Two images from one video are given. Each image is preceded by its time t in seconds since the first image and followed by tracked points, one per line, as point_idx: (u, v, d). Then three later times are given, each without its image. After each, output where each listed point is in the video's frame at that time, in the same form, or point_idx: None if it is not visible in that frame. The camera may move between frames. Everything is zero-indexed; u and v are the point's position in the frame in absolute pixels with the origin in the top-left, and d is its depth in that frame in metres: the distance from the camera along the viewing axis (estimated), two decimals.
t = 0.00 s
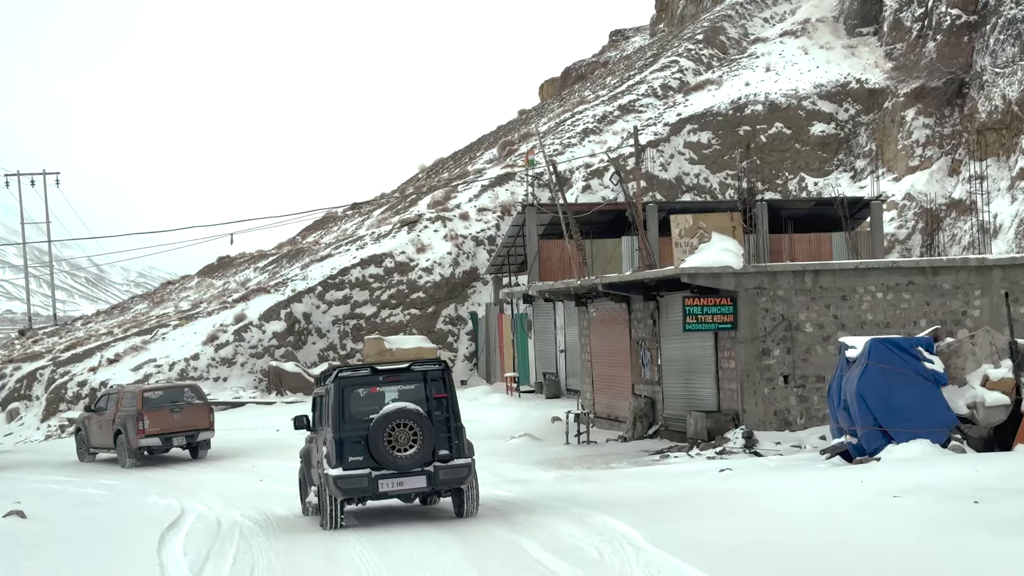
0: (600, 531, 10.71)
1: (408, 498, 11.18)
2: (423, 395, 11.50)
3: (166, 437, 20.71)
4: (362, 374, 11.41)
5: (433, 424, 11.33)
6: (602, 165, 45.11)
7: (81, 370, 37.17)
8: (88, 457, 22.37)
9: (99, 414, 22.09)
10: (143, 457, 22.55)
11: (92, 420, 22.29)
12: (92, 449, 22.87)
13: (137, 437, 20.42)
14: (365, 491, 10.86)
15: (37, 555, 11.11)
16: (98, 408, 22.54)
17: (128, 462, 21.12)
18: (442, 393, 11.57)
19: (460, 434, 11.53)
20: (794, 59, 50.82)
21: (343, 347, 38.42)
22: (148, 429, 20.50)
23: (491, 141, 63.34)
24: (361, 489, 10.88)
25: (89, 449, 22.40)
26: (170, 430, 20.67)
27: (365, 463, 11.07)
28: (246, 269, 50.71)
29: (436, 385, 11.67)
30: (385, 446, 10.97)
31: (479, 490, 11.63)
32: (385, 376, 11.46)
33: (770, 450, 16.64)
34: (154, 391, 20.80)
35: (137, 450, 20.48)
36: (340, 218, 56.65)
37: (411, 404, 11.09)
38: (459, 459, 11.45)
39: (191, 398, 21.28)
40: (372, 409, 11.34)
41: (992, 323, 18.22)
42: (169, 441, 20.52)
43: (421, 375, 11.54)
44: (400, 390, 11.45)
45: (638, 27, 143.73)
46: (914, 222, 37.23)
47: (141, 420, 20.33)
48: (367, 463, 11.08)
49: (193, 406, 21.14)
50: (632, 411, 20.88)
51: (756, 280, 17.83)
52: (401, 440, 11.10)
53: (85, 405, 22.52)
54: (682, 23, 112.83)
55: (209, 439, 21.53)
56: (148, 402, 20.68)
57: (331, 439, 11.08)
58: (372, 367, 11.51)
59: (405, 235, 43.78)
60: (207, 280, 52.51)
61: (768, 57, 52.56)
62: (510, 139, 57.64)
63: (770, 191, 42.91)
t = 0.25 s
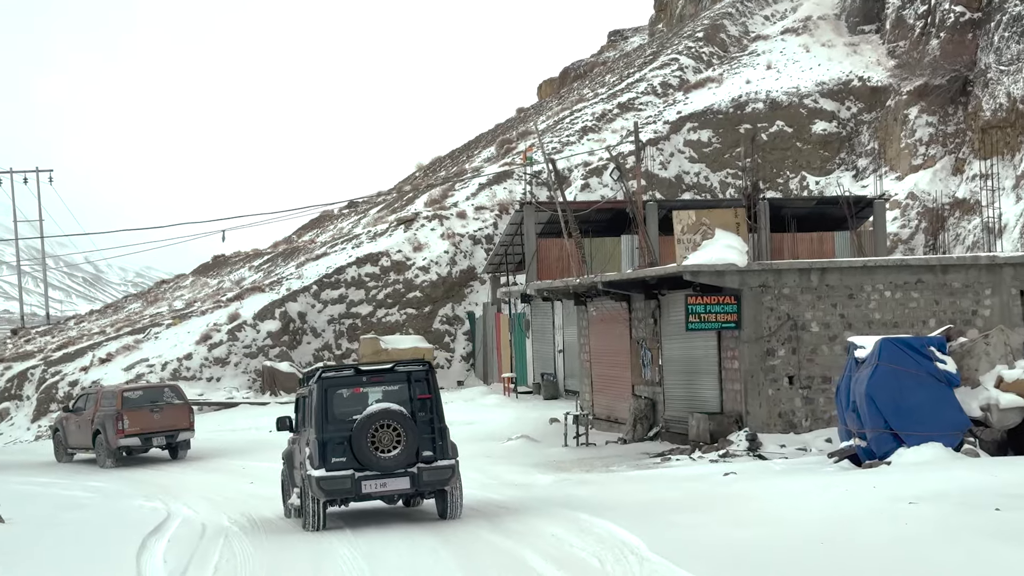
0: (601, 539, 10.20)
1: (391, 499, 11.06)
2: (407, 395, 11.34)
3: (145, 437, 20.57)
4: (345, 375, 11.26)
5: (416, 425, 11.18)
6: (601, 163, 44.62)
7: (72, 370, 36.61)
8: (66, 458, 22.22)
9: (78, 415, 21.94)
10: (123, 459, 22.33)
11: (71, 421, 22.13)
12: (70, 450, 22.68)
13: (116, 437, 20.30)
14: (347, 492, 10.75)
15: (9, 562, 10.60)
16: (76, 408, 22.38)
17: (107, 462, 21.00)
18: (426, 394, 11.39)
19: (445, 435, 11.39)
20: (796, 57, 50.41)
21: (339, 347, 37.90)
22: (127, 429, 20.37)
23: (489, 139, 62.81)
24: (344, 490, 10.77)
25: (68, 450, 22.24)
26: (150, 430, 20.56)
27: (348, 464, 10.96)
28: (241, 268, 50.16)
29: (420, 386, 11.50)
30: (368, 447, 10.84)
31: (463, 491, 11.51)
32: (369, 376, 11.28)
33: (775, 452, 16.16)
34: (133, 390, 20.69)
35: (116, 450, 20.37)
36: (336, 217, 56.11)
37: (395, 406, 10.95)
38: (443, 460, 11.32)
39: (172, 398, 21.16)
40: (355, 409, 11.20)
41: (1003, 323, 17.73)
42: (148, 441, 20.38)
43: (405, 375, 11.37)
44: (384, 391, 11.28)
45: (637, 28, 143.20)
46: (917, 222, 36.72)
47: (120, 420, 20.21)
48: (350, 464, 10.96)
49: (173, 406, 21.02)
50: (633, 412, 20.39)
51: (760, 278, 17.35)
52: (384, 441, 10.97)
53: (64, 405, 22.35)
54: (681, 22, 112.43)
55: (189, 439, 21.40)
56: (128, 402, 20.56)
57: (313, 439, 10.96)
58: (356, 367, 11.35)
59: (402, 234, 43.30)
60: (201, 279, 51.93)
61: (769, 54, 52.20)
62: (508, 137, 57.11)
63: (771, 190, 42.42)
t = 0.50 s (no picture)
0: (603, 546, 9.70)
1: (376, 500, 10.86)
2: (392, 397, 11.09)
3: (127, 437, 20.45)
4: (330, 376, 10.99)
5: (401, 427, 10.95)
6: (600, 162, 44.25)
7: (65, 370, 36.15)
8: (46, 458, 22.01)
9: (59, 415, 21.75)
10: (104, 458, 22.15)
11: (52, 421, 21.91)
12: (51, 450, 22.44)
13: (98, 437, 20.15)
14: (332, 495, 10.53)
15: None
16: (57, 408, 22.19)
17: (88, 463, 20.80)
18: (412, 395, 11.15)
19: (430, 436, 11.18)
20: (797, 57, 50.13)
21: (335, 348, 37.46)
22: (109, 428, 20.22)
23: (488, 138, 62.42)
24: (328, 492, 10.56)
25: (48, 450, 22.04)
26: (132, 430, 20.42)
27: (333, 465, 10.73)
28: (237, 267, 49.73)
29: (406, 387, 11.25)
30: (353, 448, 10.61)
31: (448, 491, 11.31)
32: (354, 377, 11.02)
33: (780, 456, 15.73)
34: (116, 390, 20.54)
35: (99, 450, 20.21)
36: (333, 216, 55.69)
37: (380, 407, 10.71)
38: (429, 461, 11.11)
39: (155, 398, 21.03)
40: (340, 410, 10.94)
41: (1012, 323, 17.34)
42: (130, 441, 20.26)
43: (390, 376, 11.11)
44: (370, 393, 11.02)
45: (636, 30, 143.03)
46: (920, 222, 36.29)
47: (103, 419, 20.06)
48: (334, 465, 10.73)
49: (155, 406, 20.87)
50: (633, 414, 19.98)
51: (765, 277, 16.92)
52: (369, 443, 10.75)
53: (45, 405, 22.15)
54: (680, 23, 112.24)
55: (172, 439, 21.25)
56: (110, 402, 20.42)
57: (298, 441, 10.71)
58: (341, 368, 11.08)
59: (400, 233, 42.90)
60: (196, 279, 51.49)
61: (771, 53, 51.95)
62: (507, 136, 56.72)
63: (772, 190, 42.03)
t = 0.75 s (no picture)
0: (606, 557, 9.19)
1: (360, 504, 10.75)
2: (375, 400, 10.98)
3: (107, 439, 20.23)
4: (312, 379, 10.90)
5: (385, 430, 10.84)
6: (601, 162, 43.80)
7: (57, 371, 35.61)
8: (24, 461, 21.71)
9: (37, 417, 21.47)
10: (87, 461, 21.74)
11: (31, 422, 21.62)
12: (29, 452, 22.08)
13: (77, 438, 19.91)
14: (315, 499, 10.44)
15: None
16: (35, 409, 21.91)
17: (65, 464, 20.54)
18: (395, 397, 11.04)
19: (415, 439, 11.07)
20: (800, 56, 49.74)
21: (332, 349, 36.96)
22: (89, 430, 19.99)
23: (487, 138, 61.94)
24: (311, 497, 10.47)
25: (27, 453, 21.74)
26: (112, 431, 20.21)
27: (316, 469, 10.64)
28: (233, 268, 49.22)
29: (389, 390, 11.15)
30: (335, 452, 10.51)
31: (433, 495, 11.20)
32: (337, 380, 10.92)
33: (787, 462, 15.24)
34: (96, 391, 20.33)
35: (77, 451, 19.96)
36: (331, 217, 55.18)
37: (362, 410, 10.61)
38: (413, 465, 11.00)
39: (134, 399, 20.89)
40: (323, 414, 10.84)
41: None
42: (111, 443, 20.05)
43: (374, 379, 11.01)
44: (353, 396, 10.92)
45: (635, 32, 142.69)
46: (924, 223, 35.78)
47: (82, 420, 19.83)
48: (317, 469, 10.64)
49: (135, 407, 20.66)
50: (635, 417, 19.49)
51: (771, 276, 16.43)
52: (352, 446, 10.64)
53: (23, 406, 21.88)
54: (680, 24, 111.87)
55: (151, 441, 21.05)
56: (90, 403, 20.19)
57: (280, 445, 10.63)
58: (323, 371, 10.98)
59: (397, 233, 42.45)
60: (192, 279, 50.97)
61: (773, 53, 51.61)
62: (506, 136, 56.24)
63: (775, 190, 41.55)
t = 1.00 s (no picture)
0: (611, 566, 8.72)
1: (346, 508, 10.68)
2: (360, 403, 10.94)
3: (90, 440, 20.09)
4: (297, 382, 10.86)
5: (371, 433, 10.77)
6: (602, 162, 43.41)
7: (51, 373, 35.13)
8: (5, 463, 21.48)
9: (18, 418, 21.25)
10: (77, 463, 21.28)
11: (12, 424, 21.40)
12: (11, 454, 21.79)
13: (59, 440, 19.75)
14: (300, 503, 10.36)
15: None
16: (16, 410, 21.70)
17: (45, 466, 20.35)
18: (381, 400, 11.00)
19: (400, 442, 11.02)
20: (803, 56, 49.41)
21: (329, 350, 36.50)
22: (71, 431, 19.83)
23: (487, 138, 61.52)
24: (296, 500, 10.39)
25: (8, 455, 21.52)
26: (94, 433, 20.07)
27: (301, 472, 10.57)
28: (230, 269, 48.75)
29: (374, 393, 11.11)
30: (320, 456, 10.45)
31: (419, 498, 11.12)
32: (322, 384, 10.86)
33: (795, 466, 14.78)
34: (78, 392, 20.18)
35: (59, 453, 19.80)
36: (329, 217, 54.72)
37: (348, 413, 10.56)
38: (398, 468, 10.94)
39: (117, 401, 20.76)
40: (308, 417, 10.79)
41: None
42: (93, 444, 19.90)
43: (359, 382, 10.97)
44: (339, 399, 10.87)
45: (636, 35, 142.40)
46: (929, 224, 35.28)
47: (64, 422, 19.68)
48: (302, 472, 10.57)
49: (118, 408, 20.54)
50: (637, 420, 19.04)
51: (779, 275, 15.98)
52: (338, 450, 10.58)
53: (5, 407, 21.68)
54: (681, 25, 111.55)
55: (134, 443, 20.93)
56: (72, 404, 20.03)
57: (265, 448, 10.56)
58: (308, 374, 10.95)
59: (396, 234, 42.04)
60: (189, 280, 50.49)
61: (776, 52, 51.28)
62: (506, 136, 55.81)
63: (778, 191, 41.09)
